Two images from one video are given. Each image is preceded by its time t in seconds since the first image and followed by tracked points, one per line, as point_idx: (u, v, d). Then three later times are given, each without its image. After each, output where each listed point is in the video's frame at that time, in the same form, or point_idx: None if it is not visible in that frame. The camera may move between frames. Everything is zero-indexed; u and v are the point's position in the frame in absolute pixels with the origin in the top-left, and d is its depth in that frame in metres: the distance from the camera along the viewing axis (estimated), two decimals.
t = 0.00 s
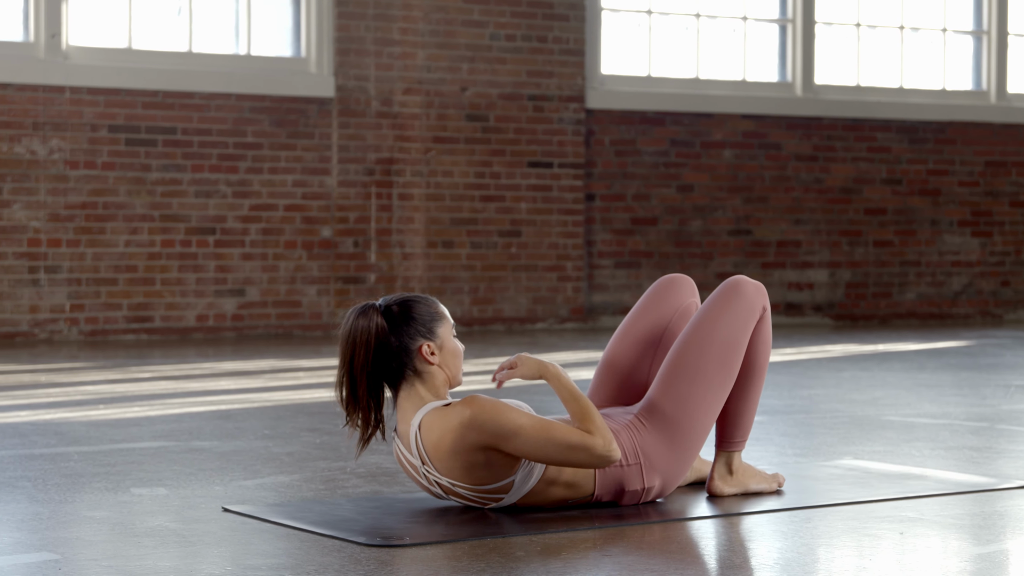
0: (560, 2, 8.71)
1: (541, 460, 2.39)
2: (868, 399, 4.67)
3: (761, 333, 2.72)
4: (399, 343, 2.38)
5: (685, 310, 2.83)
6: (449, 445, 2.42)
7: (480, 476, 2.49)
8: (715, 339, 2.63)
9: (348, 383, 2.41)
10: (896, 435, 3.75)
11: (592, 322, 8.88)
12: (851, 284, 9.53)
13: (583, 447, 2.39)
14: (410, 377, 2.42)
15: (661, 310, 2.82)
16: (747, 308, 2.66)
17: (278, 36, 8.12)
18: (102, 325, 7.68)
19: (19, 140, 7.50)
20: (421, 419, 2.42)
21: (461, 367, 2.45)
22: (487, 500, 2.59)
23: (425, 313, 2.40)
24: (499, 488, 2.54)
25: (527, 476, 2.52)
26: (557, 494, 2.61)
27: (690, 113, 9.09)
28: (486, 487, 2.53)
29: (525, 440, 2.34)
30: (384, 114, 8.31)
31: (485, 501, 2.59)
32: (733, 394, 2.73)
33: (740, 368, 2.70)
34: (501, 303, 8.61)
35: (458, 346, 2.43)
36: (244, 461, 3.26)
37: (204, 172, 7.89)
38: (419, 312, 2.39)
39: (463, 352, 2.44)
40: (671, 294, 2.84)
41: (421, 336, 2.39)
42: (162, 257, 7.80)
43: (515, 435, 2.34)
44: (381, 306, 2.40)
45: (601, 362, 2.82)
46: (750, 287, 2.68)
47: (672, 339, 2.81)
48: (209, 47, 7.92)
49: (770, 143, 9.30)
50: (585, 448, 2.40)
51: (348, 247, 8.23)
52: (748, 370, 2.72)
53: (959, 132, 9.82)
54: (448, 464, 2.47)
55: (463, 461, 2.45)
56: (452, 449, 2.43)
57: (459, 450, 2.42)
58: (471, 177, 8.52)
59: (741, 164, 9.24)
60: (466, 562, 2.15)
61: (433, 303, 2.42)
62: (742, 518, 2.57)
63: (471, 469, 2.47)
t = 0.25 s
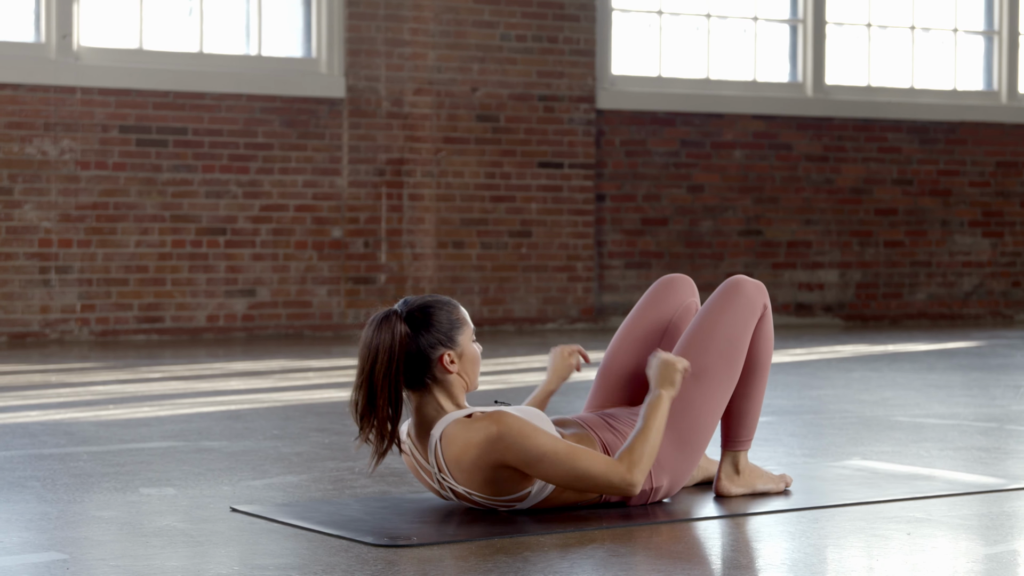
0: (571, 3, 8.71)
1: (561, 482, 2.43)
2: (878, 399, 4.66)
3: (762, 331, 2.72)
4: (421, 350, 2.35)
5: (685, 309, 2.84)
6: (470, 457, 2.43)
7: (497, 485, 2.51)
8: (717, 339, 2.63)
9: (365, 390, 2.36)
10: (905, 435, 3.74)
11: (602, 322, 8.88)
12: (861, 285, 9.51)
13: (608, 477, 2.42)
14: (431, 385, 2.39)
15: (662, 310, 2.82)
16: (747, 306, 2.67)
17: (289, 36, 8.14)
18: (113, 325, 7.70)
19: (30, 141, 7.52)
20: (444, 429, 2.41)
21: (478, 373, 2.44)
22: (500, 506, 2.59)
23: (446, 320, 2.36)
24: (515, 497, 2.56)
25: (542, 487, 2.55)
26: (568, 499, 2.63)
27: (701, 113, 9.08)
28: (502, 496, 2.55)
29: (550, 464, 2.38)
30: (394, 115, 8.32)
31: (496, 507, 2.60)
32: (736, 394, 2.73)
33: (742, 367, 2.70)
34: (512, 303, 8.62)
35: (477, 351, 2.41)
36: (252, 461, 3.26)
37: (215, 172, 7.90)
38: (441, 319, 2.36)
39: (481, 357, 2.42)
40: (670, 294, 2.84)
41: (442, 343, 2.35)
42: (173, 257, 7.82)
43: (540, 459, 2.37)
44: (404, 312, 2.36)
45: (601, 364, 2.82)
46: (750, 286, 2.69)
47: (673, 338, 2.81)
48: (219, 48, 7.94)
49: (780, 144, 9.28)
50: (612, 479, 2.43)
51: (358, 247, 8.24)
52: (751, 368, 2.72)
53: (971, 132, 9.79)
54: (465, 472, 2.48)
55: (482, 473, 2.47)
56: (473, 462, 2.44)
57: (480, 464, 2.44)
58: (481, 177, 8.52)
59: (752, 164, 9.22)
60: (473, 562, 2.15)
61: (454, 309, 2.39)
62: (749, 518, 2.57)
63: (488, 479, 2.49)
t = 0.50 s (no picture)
0: (575, 3, 8.71)
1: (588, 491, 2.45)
2: (881, 400, 4.65)
3: (761, 330, 2.73)
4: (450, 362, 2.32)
5: (678, 309, 2.83)
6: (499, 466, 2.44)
7: (515, 490, 2.49)
8: (717, 339, 2.64)
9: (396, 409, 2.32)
10: (907, 436, 3.74)
11: (605, 323, 8.87)
12: (865, 285, 9.51)
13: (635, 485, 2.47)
14: (459, 394, 2.38)
15: (654, 311, 2.82)
16: (745, 305, 2.68)
17: (292, 37, 8.15)
18: (117, 325, 7.71)
19: (34, 141, 7.53)
20: (472, 438, 2.40)
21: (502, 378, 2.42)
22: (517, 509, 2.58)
23: (473, 329, 2.33)
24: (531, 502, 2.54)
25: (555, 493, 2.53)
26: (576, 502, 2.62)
27: (704, 114, 9.08)
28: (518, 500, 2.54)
29: (582, 477, 2.39)
30: (398, 115, 8.32)
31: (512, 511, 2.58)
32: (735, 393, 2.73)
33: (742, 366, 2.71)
34: (515, 303, 8.62)
35: (502, 355, 2.39)
36: (254, 461, 3.27)
37: (219, 173, 7.91)
38: (467, 329, 2.32)
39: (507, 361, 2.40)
40: (662, 295, 2.84)
41: (469, 353, 2.33)
42: (176, 257, 7.82)
43: (571, 473, 2.39)
44: (430, 325, 2.32)
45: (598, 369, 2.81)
46: (748, 286, 2.70)
47: (668, 339, 2.81)
48: (223, 48, 7.94)
49: (784, 144, 9.28)
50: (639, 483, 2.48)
51: (362, 247, 8.25)
52: (750, 368, 2.73)
53: (974, 132, 9.78)
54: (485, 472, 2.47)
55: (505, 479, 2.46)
56: (501, 469, 2.45)
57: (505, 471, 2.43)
58: (485, 177, 8.51)
59: (755, 164, 9.22)
60: (474, 562, 2.15)
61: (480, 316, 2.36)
62: (750, 518, 2.57)
63: (509, 485, 2.48)
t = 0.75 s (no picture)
0: (577, 3, 8.72)
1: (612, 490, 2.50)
2: (882, 400, 4.65)
3: (761, 332, 2.72)
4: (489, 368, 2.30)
5: (676, 311, 2.83)
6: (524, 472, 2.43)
7: (532, 495, 2.49)
8: (717, 342, 2.63)
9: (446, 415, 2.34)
10: (908, 436, 3.74)
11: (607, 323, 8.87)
12: (866, 285, 9.50)
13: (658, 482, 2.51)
14: (491, 398, 2.34)
15: (653, 313, 2.81)
16: (746, 308, 2.67)
17: (294, 37, 8.15)
18: (118, 326, 7.71)
19: (36, 142, 7.54)
20: (501, 443, 2.38)
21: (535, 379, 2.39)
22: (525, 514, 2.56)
23: (512, 333, 2.29)
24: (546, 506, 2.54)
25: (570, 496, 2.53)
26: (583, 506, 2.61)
27: (706, 114, 9.07)
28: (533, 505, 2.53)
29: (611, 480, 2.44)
30: (400, 115, 8.33)
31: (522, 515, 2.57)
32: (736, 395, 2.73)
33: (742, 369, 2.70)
34: (516, 303, 8.61)
35: (535, 358, 2.36)
36: (254, 461, 3.27)
37: (220, 173, 7.92)
38: (507, 334, 2.29)
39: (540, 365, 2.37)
40: (661, 296, 2.83)
41: (507, 358, 2.29)
42: (178, 257, 7.82)
43: (600, 477, 2.43)
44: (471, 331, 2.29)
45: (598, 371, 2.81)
46: (747, 288, 2.70)
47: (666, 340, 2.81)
48: (225, 48, 7.95)
49: (786, 144, 9.27)
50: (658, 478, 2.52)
51: (363, 248, 8.25)
52: (750, 370, 2.72)
53: (976, 132, 9.77)
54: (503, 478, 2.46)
55: (525, 484, 2.46)
56: (522, 474, 2.44)
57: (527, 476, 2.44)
58: (487, 177, 8.51)
59: (757, 165, 9.21)
60: (473, 562, 2.16)
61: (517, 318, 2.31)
62: (749, 518, 2.57)
63: (527, 491, 2.47)
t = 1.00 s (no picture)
0: (576, 4, 8.72)
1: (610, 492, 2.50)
2: (880, 401, 4.65)
3: (759, 333, 2.73)
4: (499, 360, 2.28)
5: (679, 312, 2.83)
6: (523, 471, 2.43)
7: (529, 495, 2.49)
8: (717, 343, 2.64)
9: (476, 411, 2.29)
10: (905, 436, 3.74)
11: (606, 323, 8.87)
12: (866, 286, 9.50)
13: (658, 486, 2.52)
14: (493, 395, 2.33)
15: (654, 315, 2.82)
16: (744, 309, 2.67)
17: (294, 37, 8.15)
18: (118, 327, 7.71)
19: (35, 142, 7.54)
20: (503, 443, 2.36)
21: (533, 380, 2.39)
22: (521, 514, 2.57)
23: (514, 327, 2.30)
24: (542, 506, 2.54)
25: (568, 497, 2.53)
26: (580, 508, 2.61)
27: (705, 115, 9.08)
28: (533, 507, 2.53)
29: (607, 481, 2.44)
30: (399, 116, 8.33)
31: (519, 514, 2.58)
32: (735, 396, 2.73)
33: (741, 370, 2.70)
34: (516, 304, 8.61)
35: (536, 356, 2.36)
36: (252, 462, 3.27)
37: (220, 174, 7.92)
38: (509, 327, 2.30)
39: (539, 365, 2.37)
40: (664, 296, 2.84)
41: (510, 353, 2.29)
42: (177, 258, 7.82)
43: (597, 478, 2.43)
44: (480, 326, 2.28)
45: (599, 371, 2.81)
46: (746, 288, 2.70)
47: (667, 342, 2.81)
48: (225, 49, 7.95)
49: (785, 145, 9.27)
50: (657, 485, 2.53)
51: (363, 249, 8.25)
52: (749, 370, 2.73)
53: (976, 133, 9.77)
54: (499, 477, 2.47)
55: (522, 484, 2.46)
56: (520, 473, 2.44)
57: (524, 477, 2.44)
58: (486, 178, 8.51)
59: (757, 165, 9.21)
60: (470, 562, 2.16)
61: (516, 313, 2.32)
62: (746, 518, 2.57)
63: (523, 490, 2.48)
